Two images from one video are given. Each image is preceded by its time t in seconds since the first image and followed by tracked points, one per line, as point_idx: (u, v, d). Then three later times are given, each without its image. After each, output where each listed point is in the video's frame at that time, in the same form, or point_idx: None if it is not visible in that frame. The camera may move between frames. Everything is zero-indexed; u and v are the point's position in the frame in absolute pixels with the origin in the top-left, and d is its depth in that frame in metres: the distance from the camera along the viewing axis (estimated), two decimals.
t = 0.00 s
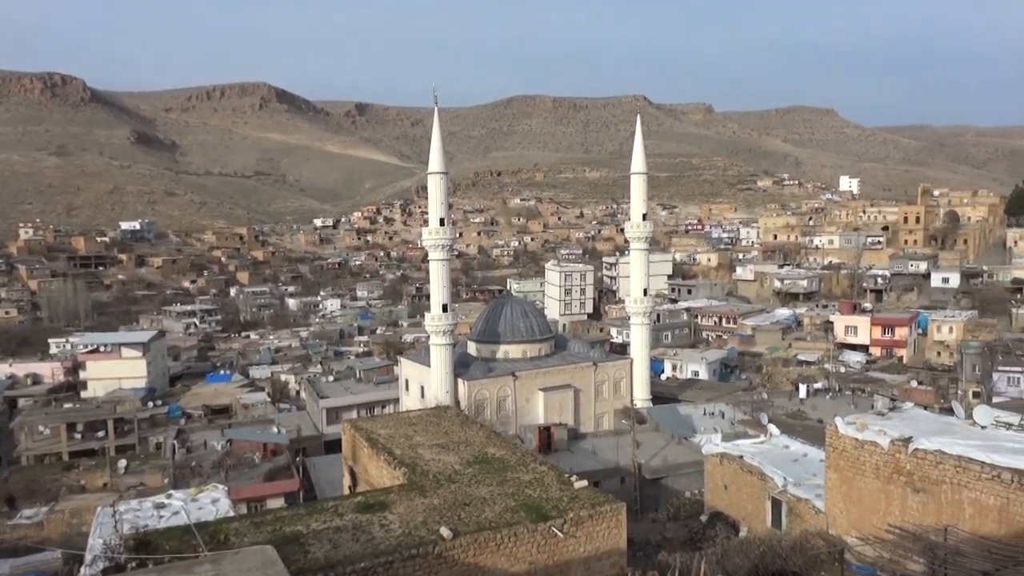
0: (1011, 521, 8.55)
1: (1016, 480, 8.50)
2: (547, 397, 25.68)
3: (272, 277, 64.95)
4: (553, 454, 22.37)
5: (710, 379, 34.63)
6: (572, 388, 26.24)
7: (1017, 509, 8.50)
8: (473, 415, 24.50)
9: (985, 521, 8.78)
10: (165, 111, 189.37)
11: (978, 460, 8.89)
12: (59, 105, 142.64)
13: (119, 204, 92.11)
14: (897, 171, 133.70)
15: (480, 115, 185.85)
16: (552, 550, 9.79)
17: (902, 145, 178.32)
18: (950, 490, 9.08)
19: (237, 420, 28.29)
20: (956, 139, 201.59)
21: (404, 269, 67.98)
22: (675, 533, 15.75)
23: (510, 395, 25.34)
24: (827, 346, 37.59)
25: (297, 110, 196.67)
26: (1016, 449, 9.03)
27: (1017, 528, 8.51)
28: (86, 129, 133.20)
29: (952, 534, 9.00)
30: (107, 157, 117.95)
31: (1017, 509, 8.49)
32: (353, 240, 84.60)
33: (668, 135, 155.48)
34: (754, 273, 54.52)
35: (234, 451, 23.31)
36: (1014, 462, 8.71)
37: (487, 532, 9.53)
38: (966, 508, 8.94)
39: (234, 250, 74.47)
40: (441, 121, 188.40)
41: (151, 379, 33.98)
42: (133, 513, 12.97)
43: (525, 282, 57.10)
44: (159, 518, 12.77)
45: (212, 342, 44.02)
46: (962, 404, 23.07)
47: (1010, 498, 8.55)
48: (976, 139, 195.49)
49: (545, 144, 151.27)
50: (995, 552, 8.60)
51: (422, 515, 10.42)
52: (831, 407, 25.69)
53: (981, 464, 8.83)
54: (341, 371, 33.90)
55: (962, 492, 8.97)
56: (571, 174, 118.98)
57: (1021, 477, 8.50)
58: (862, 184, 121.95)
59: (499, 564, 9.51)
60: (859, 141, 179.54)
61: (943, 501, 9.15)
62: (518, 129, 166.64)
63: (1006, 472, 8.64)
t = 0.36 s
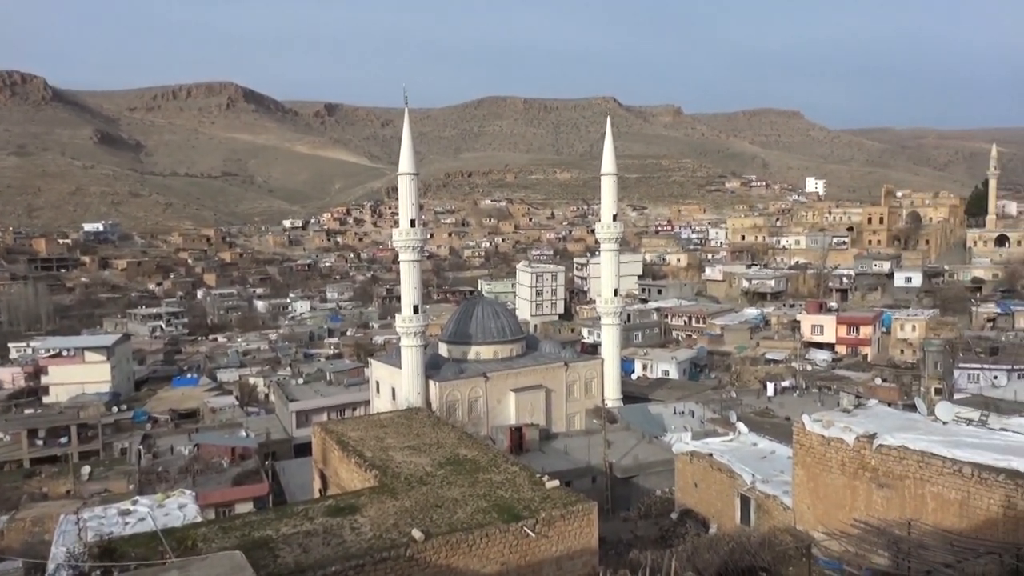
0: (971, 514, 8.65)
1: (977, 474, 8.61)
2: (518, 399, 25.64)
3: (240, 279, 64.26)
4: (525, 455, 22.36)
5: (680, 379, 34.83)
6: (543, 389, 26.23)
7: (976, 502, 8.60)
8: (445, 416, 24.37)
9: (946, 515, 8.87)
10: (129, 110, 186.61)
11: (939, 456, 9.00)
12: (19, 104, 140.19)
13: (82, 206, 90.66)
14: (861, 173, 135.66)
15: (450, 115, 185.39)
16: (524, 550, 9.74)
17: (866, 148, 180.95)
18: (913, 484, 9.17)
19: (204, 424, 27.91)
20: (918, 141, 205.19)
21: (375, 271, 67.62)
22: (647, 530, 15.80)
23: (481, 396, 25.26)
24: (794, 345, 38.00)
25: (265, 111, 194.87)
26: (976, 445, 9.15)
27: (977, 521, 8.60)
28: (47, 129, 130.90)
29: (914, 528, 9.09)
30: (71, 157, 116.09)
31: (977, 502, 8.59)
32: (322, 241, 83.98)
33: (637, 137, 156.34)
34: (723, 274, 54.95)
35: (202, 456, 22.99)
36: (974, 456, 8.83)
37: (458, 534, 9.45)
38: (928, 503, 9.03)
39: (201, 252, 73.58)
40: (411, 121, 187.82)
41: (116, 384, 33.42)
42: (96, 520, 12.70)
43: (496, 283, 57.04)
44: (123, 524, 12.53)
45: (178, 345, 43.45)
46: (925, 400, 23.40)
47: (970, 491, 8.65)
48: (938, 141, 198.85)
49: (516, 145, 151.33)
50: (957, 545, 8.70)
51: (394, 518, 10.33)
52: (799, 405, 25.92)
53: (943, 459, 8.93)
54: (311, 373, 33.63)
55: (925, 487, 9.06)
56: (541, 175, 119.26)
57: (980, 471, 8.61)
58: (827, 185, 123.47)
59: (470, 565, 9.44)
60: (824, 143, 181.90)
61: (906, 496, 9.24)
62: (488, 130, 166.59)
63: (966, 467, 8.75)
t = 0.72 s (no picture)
0: (925, 507, 8.74)
1: (928, 467, 8.72)
2: (483, 398, 25.56)
3: (200, 279, 63.29)
4: (489, 454, 22.30)
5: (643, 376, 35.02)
6: (507, 389, 26.17)
7: (929, 495, 8.71)
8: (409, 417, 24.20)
9: (901, 508, 8.96)
10: (83, 107, 182.80)
11: (893, 450, 9.09)
12: None
13: (35, 205, 88.60)
14: (818, 174, 137.74)
15: (413, 114, 184.44)
16: (488, 550, 9.67)
17: (823, 149, 183.72)
18: (869, 478, 9.25)
19: (162, 427, 27.42)
20: (873, 143, 208.87)
21: (337, 270, 67.07)
22: (610, 528, 15.84)
23: (445, 396, 25.13)
24: (754, 343, 38.40)
25: (224, 108, 192.12)
26: (929, 438, 9.27)
27: (930, 513, 8.69)
28: None
29: (872, 521, 9.16)
30: (22, 155, 113.38)
31: (930, 494, 8.69)
32: (283, 241, 83.03)
33: (601, 137, 156.98)
34: (685, 272, 55.37)
35: (160, 459, 22.58)
36: (927, 450, 8.93)
37: (423, 534, 9.36)
38: (885, 496, 9.10)
39: (158, 251, 72.35)
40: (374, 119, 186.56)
41: (70, 386, 32.68)
42: (50, 527, 12.36)
43: (460, 282, 56.87)
44: (78, 530, 12.21)
45: (135, 347, 42.64)
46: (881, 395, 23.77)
47: (924, 484, 8.75)
48: (892, 142, 202.64)
49: (479, 144, 150.98)
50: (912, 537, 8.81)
51: (356, 519, 10.18)
52: (759, 402, 26.19)
53: (897, 453, 9.03)
54: (272, 374, 33.22)
55: (880, 480, 9.14)
56: (505, 175, 119.24)
57: (933, 464, 8.72)
58: (787, 186, 125.13)
59: (435, 565, 9.35)
60: (782, 144, 184.33)
61: (862, 489, 9.32)
62: (451, 129, 166.16)
63: (919, 460, 8.84)
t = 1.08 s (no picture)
0: (888, 499, 8.80)
1: (889, 460, 8.75)
2: (451, 399, 25.41)
3: (161, 283, 62.29)
4: (458, 455, 22.15)
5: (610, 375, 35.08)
6: (476, 389, 26.04)
7: (889, 486, 8.76)
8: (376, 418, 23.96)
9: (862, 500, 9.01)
10: (38, 106, 179.11)
11: (855, 442, 9.10)
12: None
13: None
14: (780, 172, 139.43)
15: (378, 113, 183.35)
16: (457, 550, 9.55)
17: (784, 148, 185.92)
18: (832, 472, 9.26)
19: (124, 433, 26.90)
20: (832, 142, 211.89)
21: (302, 272, 66.40)
22: (579, 527, 15.81)
23: (413, 397, 24.92)
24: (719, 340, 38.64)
25: (184, 107, 189.39)
26: (889, 431, 9.31)
27: (890, 505, 8.77)
28: None
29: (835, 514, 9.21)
30: None
31: (889, 487, 8.76)
32: (247, 242, 82.04)
33: (566, 137, 157.40)
34: (651, 271, 55.60)
35: (121, 466, 22.10)
36: (886, 443, 8.96)
37: (392, 536, 9.23)
38: (845, 489, 9.17)
39: (117, 254, 71.08)
40: (338, 118, 185.24)
41: (26, 394, 31.92)
42: (6, 538, 11.99)
43: (426, 283, 56.60)
44: (37, 541, 11.86)
45: (94, 352, 41.80)
46: (842, 390, 24.01)
47: (883, 477, 8.81)
48: (850, 142, 205.85)
49: (445, 144, 150.46)
50: (872, 528, 8.90)
51: (324, 523, 10.00)
52: (724, 398, 26.30)
53: (858, 446, 9.04)
54: (237, 378, 32.75)
55: (842, 473, 9.17)
56: (471, 175, 119.05)
57: (892, 456, 8.75)
58: (750, 185, 126.46)
59: (405, 568, 9.22)
60: (745, 143, 186.31)
61: (825, 483, 9.34)
62: (417, 129, 165.44)
63: (880, 452, 8.86)
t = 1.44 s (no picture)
0: (843, 495, 8.82)
1: (843, 455, 8.79)
2: (413, 401, 25.17)
3: (114, 287, 60.97)
4: (420, 458, 21.93)
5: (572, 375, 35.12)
6: (438, 391, 25.84)
7: (843, 481, 8.80)
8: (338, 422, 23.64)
9: (818, 495, 9.03)
10: None
11: (810, 439, 9.14)
12: None
13: None
14: (738, 174, 141.10)
15: (337, 114, 181.79)
16: (421, 553, 9.39)
17: (741, 150, 188.17)
18: (789, 468, 9.28)
19: (76, 441, 26.20)
20: (788, 144, 214.94)
21: (260, 274, 65.53)
22: (543, 527, 15.71)
23: (375, 400, 24.66)
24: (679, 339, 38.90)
25: (138, 108, 185.91)
26: (843, 427, 9.37)
27: (845, 499, 8.82)
28: None
29: (793, 510, 9.22)
30: None
31: (844, 481, 8.79)
32: (203, 244, 80.76)
33: (528, 138, 157.61)
34: (612, 272, 55.85)
35: (73, 474, 21.48)
36: (841, 439, 9.01)
37: (353, 541, 9.05)
38: (802, 484, 9.17)
39: (68, 257, 69.44)
40: (297, 119, 183.27)
41: None
42: None
43: (387, 285, 56.20)
44: None
45: (44, 359, 40.73)
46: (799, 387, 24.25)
47: (838, 472, 8.85)
48: (806, 144, 209.02)
49: (405, 145, 149.70)
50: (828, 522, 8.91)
51: (283, 529, 9.78)
52: (684, 397, 26.43)
53: (813, 442, 9.09)
54: (194, 383, 32.13)
55: (799, 469, 9.18)
56: (432, 176, 118.66)
57: (847, 451, 8.80)
58: (708, 187, 127.73)
59: (367, 573, 9.06)
60: (704, 146, 188.20)
61: (783, 480, 9.35)
62: (377, 130, 164.36)
63: (834, 448, 8.91)
